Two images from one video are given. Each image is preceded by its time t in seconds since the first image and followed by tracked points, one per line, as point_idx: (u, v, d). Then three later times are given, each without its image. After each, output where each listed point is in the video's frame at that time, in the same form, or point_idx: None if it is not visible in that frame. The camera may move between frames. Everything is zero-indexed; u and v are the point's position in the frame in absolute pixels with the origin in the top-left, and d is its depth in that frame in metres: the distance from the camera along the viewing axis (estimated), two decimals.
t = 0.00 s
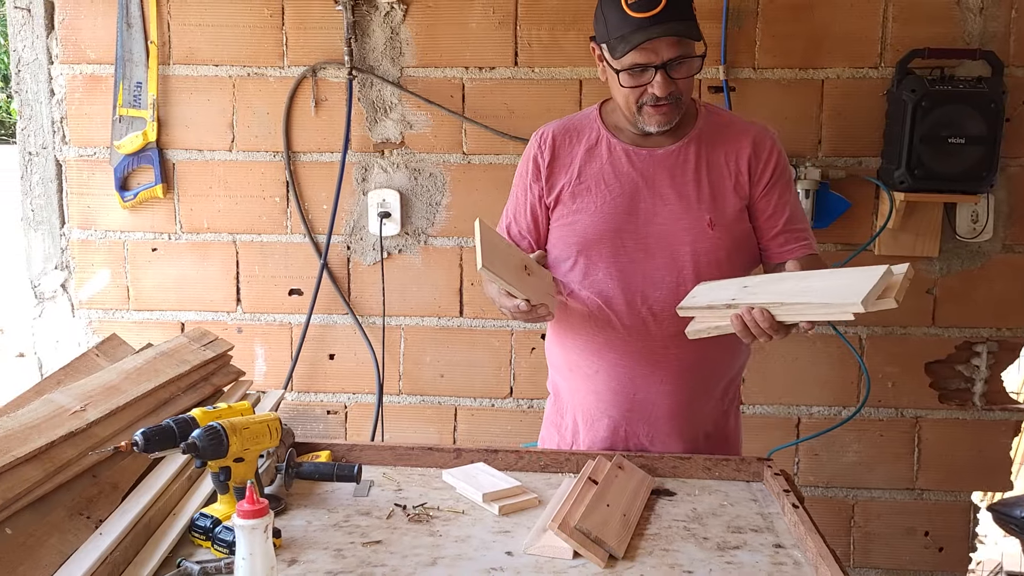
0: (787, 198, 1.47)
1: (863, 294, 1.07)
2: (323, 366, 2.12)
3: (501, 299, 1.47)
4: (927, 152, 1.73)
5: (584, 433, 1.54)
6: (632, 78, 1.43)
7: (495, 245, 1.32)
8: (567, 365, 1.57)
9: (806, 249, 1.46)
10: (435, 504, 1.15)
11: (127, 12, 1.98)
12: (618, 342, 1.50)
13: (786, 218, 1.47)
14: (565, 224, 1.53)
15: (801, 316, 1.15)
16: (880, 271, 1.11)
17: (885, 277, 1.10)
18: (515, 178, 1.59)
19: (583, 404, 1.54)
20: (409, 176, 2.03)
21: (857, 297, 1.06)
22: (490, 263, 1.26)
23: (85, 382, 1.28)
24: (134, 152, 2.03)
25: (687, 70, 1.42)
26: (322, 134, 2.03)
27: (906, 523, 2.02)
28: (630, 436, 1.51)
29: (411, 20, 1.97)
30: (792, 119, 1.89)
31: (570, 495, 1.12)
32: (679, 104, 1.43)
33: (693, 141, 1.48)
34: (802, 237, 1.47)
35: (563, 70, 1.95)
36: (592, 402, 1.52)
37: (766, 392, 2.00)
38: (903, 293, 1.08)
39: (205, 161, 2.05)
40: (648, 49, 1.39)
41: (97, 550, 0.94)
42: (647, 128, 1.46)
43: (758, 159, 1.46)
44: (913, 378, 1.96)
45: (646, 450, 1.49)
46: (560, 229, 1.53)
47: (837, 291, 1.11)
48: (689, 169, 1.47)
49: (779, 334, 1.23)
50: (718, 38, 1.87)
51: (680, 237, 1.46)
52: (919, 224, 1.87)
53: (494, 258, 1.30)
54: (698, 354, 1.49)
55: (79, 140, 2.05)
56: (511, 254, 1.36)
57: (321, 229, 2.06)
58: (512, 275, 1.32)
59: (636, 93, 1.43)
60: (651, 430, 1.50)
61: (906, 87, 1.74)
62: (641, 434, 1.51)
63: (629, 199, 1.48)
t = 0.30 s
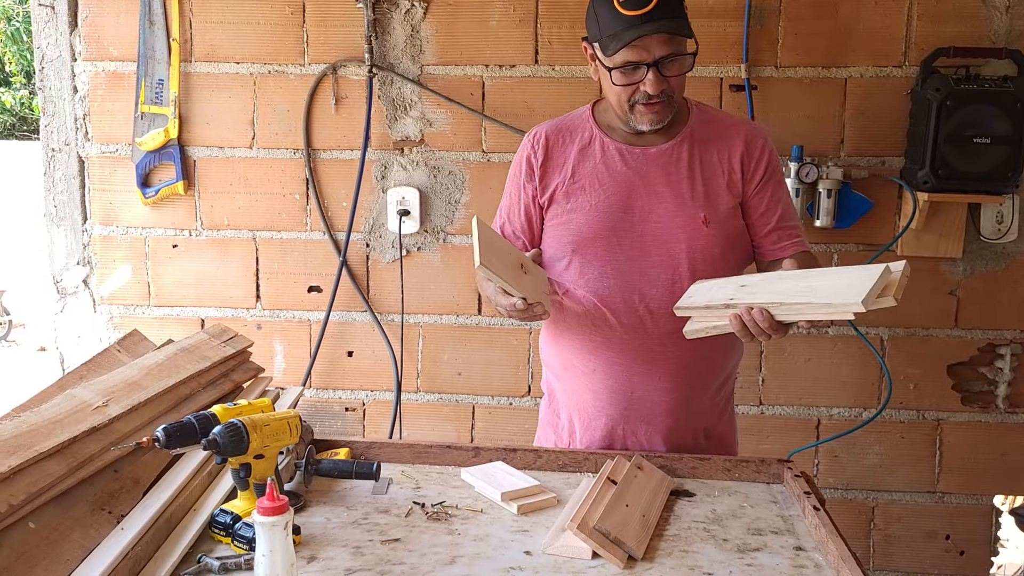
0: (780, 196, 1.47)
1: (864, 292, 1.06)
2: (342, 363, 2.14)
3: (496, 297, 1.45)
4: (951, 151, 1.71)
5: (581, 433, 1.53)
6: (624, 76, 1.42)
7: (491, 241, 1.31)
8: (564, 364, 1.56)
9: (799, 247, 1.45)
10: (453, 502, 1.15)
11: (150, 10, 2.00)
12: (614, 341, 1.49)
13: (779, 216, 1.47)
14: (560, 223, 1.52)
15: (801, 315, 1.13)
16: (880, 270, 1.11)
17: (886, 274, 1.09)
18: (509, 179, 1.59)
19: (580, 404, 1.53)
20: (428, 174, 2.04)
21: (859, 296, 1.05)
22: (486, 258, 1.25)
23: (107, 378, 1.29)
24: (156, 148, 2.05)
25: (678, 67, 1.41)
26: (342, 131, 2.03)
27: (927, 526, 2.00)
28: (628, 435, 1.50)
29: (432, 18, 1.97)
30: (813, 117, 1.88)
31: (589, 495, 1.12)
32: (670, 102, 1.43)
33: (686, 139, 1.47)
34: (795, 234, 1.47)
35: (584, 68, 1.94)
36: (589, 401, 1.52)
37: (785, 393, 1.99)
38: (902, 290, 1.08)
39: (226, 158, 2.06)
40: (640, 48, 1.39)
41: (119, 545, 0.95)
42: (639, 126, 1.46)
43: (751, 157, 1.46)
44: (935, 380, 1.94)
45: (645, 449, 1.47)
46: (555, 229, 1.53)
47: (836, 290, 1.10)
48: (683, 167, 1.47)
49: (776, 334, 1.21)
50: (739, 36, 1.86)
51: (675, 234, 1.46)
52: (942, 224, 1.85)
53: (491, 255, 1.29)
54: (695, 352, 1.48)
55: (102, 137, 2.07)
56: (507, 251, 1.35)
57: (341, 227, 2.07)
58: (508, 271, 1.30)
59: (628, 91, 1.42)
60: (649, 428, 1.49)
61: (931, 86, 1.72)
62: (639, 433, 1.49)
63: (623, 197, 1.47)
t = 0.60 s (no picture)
0: (762, 196, 1.48)
1: (816, 315, 1.04)
2: (348, 362, 2.14)
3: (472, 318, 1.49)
4: (959, 151, 1.70)
5: (570, 436, 1.52)
6: (592, 45, 1.46)
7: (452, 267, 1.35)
8: (550, 368, 1.55)
9: (783, 249, 1.47)
10: (459, 502, 1.16)
11: (158, 10, 2.01)
12: (601, 343, 1.48)
13: (761, 217, 1.48)
14: (544, 227, 1.51)
15: (772, 341, 1.12)
16: (823, 285, 1.07)
17: (831, 288, 1.06)
18: (491, 186, 1.58)
19: (569, 407, 1.52)
20: (434, 174, 2.04)
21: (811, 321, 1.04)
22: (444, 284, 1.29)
23: (114, 377, 1.30)
24: (164, 148, 2.06)
25: (646, 41, 1.44)
26: (348, 131, 2.04)
27: (934, 527, 1.99)
28: (617, 436, 1.49)
29: (439, 18, 1.97)
30: (820, 117, 1.87)
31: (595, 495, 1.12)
32: (637, 75, 1.44)
33: (669, 142, 1.47)
34: (777, 236, 1.47)
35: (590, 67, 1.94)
36: (578, 404, 1.51)
37: (792, 393, 1.98)
38: (853, 295, 1.05)
39: (234, 158, 2.07)
40: (606, 13, 1.44)
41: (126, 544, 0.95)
42: (606, 97, 1.46)
43: (733, 159, 1.46)
44: (943, 381, 1.93)
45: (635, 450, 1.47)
46: (539, 232, 1.52)
47: (793, 314, 1.09)
48: (666, 169, 1.46)
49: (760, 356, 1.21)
50: (746, 36, 1.86)
51: (660, 236, 1.45)
52: (950, 224, 1.84)
53: (454, 282, 1.33)
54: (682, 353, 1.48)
55: (110, 137, 2.08)
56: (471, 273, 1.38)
57: (347, 226, 2.08)
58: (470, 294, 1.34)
59: (596, 59, 1.45)
60: (638, 430, 1.48)
61: (939, 86, 1.71)
62: (628, 434, 1.49)
63: (607, 200, 1.47)
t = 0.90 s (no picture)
0: (748, 195, 1.49)
1: (807, 318, 1.05)
2: (350, 362, 2.15)
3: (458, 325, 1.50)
4: (960, 152, 1.70)
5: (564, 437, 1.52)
6: (573, 45, 1.46)
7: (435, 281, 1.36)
8: (542, 370, 1.55)
9: (768, 247, 1.48)
10: (460, 501, 1.16)
11: (160, 11, 2.01)
12: (591, 344, 1.48)
13: (747, 216, 1.49)
14: (532, 229, 1.51)
15: (761, 343, 1.13)
16: (816, 287, 1.09)
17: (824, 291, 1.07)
18: (478, 191, 1.58)
19: (562, 409, 1.52)
20: (436, 174, 2.04)
21: (803, 324, 1.04)
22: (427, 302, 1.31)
23: (116, 377, 1.30)
24: (166, 149, 2.06)
25: (628, 40, 1.44)
26: (350, 132, 2.04)
27: (935, 527, 1.99)
28: (610, 436, 1.49)
29: (440, 18, 1.98)
30: (821, 117, 1.87)
31: (595, 495, 1.13)
32: (618, 73, 1.45)
33: (654, 142, 1.48)
34: (763, 234, 1.49)
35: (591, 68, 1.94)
36: (571, 405, 1.51)
37: (793, 393, 1.98)
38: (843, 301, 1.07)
39: (236, 158, 2.08)
40: (587, 13, 1.44)
41: (128, 544, 0.96)
42: (587, 96, 1.46)
43: (718, 159, 1.47)
44: (944, 381, 1.93)
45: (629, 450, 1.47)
46: (527, 235, 1.52)
47: (784, 316, 1.10)
48: (652, 169, 1.47)
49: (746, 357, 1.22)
50: (747, 36, 1.86)
51: (648, 236, 1.45)
52: (951, 225, 1.84)
53: (437, 296, 1.34)
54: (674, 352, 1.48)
55: (112, 137, 2.09)
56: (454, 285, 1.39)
57: (349, 226, 2.08)
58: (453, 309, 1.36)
59: (577, 59, 1.46)
60: (632, 430, 1.48)
61: (940, 86, 1.71)
62: (622, 434, 1.49)
63: (594, 201, 1.47)
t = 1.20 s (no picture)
0: (739, 193, 1.50)
1: (793, 305, 1.05)
2: (352, 362, 2.15)
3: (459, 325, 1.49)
4: (962, 153, 1.70)
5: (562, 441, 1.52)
6: (561, 47, 1.46)
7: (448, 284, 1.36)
8: (538, 374, 1.54)
9: (760, 244, 1.49)
10: (462, 501, 1.16)
11: (163, 12, 2.02)
12: (587, 346, 1.48)
13: (739, 213, 1.49)
14: (525, 233, 1.51)
15: (750, 331, 1.14)
16: (800, 272, 1.08)
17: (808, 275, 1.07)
18: (470, 196, 1.58)
19: (560, 412, 1.52)
20: (438, 175, 2.05)
21: (790, 311, 1.05)
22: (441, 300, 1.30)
23: (119, 377, 1.30)
24: (169, 150, 2.07)
25: (615, 42, 1.45)
26: (352, 132, 2.05)
27: (937, 528, 1.99)
28: (608, 438, 1.49)
29: (443, 20, 1.98)
30: (822, 118, 1.87)
31: (597, 495, 1.13)
32: (607, 74, 1.45)
33: (645, 142, 1.48)
34: (756, 231, 1.49)
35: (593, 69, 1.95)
36: (569, 408, 1.50)
37: (794, 394, 1.98)
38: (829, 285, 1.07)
39: (238, 159, 2.08)
40: (574, 16, 1.45)
41: (131, 543, 0.96)
42: (576, 98, 1.47)
43: (708, 158, 1.48)
44: (945, 382, 1.93)
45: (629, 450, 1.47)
46: (521, 239, 1.52)
47: (770, 304, 1.10)
48: (644, 169, 1.47)
49: (737, 347, 1.24)
50: (749, 37, 1.86)
51: (642, 237, 1.45)
52: (952, 226, 1.84)
53: (446, 297, 1.33)
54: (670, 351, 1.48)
55: (115, 138, 2.10)
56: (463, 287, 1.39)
57: (351, 227, 2.09)
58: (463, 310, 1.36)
59: (565, 61, 1.46)
60: (631, 430, 1.49)
61: (941, 87, 1.71)
62: (621, 435, 1.49)
63: (587, 202, 1.47)
